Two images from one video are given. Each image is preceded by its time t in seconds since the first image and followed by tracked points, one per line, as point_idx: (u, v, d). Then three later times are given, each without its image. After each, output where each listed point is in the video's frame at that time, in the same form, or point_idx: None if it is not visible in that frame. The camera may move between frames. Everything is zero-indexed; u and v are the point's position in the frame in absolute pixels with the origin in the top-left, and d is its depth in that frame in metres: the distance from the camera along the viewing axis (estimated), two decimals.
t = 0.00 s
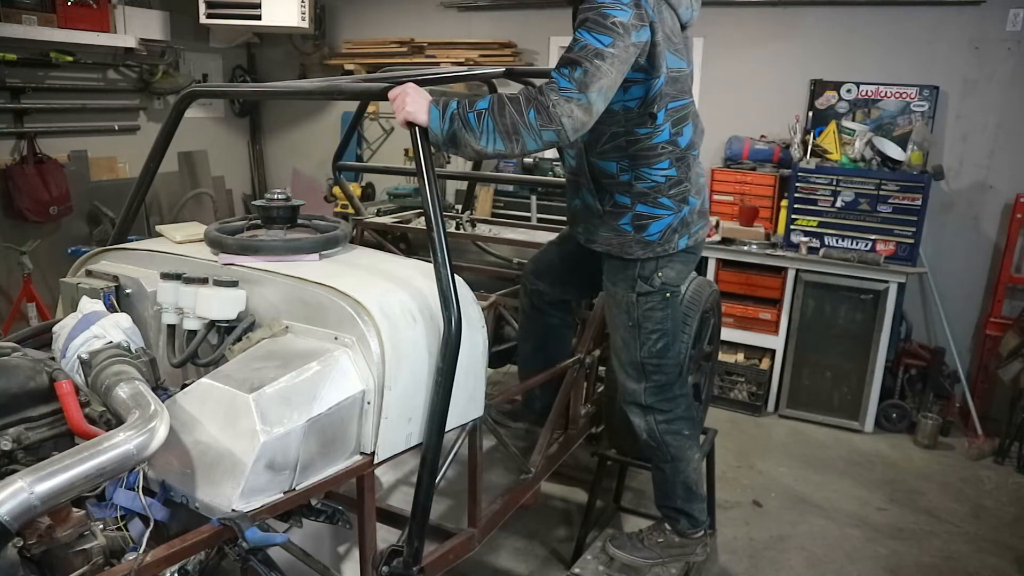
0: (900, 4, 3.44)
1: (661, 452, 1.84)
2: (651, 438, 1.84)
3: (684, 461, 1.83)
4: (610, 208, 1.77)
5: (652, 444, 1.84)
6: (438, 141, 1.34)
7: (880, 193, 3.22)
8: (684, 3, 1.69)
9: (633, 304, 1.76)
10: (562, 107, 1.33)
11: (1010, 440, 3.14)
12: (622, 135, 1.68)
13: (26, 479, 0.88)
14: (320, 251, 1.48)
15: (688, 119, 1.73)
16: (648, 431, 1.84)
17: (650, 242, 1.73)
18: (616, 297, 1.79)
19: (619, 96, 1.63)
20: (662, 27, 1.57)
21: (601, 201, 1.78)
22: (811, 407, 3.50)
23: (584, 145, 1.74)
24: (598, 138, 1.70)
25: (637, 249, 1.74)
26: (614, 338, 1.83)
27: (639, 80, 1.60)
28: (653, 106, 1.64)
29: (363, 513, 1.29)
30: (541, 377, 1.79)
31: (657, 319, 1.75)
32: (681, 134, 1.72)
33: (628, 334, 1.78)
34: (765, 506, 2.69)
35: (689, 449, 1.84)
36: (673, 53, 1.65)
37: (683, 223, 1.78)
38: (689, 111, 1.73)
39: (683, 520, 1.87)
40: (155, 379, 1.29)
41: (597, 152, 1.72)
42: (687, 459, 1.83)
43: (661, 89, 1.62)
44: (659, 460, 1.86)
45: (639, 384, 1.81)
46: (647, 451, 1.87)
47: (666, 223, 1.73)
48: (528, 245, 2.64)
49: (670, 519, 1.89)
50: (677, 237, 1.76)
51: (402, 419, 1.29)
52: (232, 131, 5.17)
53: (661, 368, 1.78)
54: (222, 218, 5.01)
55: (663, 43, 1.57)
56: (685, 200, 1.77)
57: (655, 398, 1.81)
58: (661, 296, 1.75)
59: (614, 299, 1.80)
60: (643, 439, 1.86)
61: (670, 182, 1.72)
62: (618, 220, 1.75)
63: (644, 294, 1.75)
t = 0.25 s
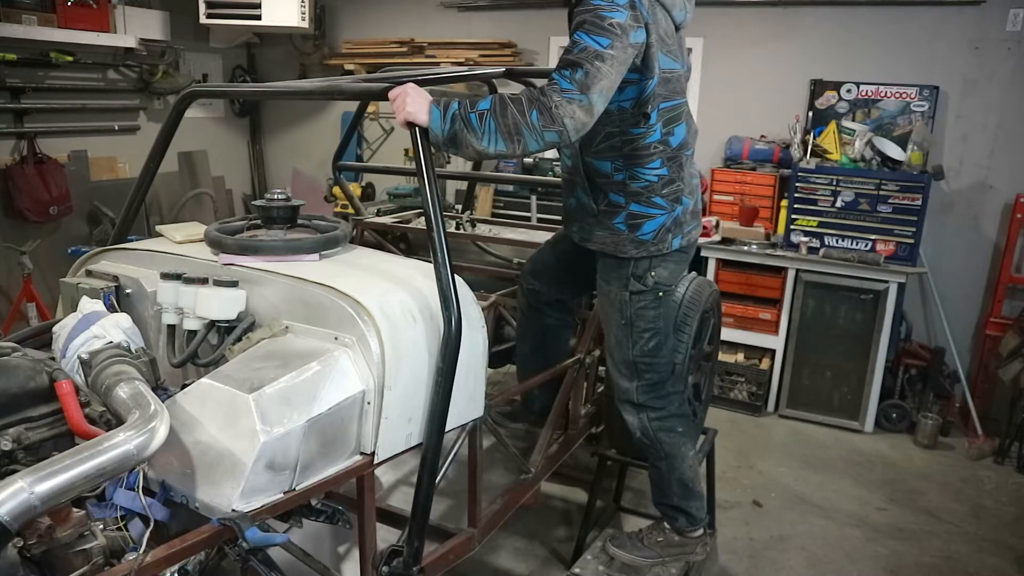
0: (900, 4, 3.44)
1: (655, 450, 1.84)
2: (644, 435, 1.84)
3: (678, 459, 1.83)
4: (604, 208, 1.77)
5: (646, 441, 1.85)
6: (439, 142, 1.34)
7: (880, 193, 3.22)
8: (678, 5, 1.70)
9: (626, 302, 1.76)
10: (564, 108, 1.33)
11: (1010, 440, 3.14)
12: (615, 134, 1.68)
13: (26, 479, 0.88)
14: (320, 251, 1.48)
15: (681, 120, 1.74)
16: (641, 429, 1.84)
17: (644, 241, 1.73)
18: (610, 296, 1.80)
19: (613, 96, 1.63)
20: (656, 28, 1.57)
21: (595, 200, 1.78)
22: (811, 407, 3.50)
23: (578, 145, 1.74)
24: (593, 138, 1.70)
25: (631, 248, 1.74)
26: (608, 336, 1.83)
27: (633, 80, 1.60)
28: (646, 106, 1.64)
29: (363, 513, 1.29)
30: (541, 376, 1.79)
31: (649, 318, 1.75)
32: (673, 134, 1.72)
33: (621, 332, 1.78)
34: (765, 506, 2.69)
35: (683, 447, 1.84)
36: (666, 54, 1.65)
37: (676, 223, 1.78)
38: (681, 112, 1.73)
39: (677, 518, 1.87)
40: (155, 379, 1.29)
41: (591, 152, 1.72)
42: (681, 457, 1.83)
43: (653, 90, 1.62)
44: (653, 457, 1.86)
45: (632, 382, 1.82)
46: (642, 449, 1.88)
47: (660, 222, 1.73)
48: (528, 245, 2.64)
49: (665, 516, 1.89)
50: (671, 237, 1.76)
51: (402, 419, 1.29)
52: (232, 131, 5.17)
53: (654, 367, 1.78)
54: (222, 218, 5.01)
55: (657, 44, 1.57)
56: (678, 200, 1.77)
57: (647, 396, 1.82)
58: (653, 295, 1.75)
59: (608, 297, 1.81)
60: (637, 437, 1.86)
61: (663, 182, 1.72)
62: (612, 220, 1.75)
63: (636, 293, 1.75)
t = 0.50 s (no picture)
0: (900, 4, 3.44)
1: (660, 452, 1.84)
2: (651, 438, 1.84)
3: (684, 462, 1.83)
4: (614, 208, 1.77)
5: (652, 444, 1.85)
6: (439, 142, 1.33)
7: (880, 193, 3.22)
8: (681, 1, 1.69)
9: (637, 303, 1.76)
10: (564, 106, 1.33)
11: (1010, 440, 3.14)
12: (622, 134, 1.68)
13: (26, 479, 0.88)
14: (320, 251, 1.48)
15: (690, 117, 1.73)
16: (648, 431, 1.85)
17: (655, 241, 1.73)
18: (620, 297, 1.80)
19: (618, 96, 1.63)
20: (659, 26, 1.56)
21: (605, 201, 1.78)
22: (811, 407, 3.50)
23: (586, 146, 1.74)
24: (600, 138, 1.71)
25: (642, 248, 1.74)
26: (617, 337, 1.83)
27: (637, 79, 1.60)
28: (653, 105, 1.63)
29: (363, 513, 1.29)
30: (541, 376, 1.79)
31: (660, 320, 1.75)
32: (683, 132, 1.72)
33: (631, 333, 1.78)
34: (765, 506, 2.69)
35: (689, 450, 1.84)
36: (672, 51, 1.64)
37: (687, 222, 1.78)
38: (689, 109, 1.72)
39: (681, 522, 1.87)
40: (155, 379, 1.29)
41: (599, 153, 1.73)
42: (686, 460, 1.84)
43: (659, 88, 1.62)
44: (658, 460, 1.86)
45: (641, 384, 1.81)
46: (646, 451, 1.88)
47: (670, 221, 1.73)
48: (528, 245, 2.64)
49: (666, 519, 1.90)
50: (682, 236, 1.76)
51: (402, 419, 1.29)
52: (232, 131, 5.17)
53: (663, 369, 1.78)
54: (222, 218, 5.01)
55: (660, 41, 1.56)
56: (688, 198, 1.76)
57: (655, 398, 1.82)
58: (665, 296, 1.75)
59: (618, 298, 1.81)
60: (643, 439, 1.87)
61: (671, 180, 1.72)
62: (622, 220, 1.76)
63: (648, 294, 1.75)
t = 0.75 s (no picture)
0: (900, 4, 3.44)
1: (660, 451, 1.85)
2: (652, 436, 1.85)
3: (684, 461, 1.83)
4: (619, 205, 1.77)
5: (653, 442, 1.85)
6: (438, 140, 1.33)
7: (880, 193, 3.22)
8: None
9: (641, 301, 1.76)
10: (564, 102, 1.33)
11: (1010, 440, 3.14)
12: (627, 131, 1.68)
13: (26, 479, 0.88)
14: (320, 251, 1.48)
15: (695, 113, 1.73)
16: (649, 430, 1.85)
17: (662, 237, 1.73)
18: (625, 294, 1.80)
19: (622, 92, 1.63)
20: (662, 21, 1.56)
21: (609, 198, 1.78)
22: (812, 407, 3.50)
23: (591, 143, 1.74)
24: (604, 136, 1.71)
25: (650, 244, 1.74)
26: (620, 335, 1.83)
27: (641, 75, 1.60)
28: (657, 101, 1.63)
29: (363, 513, 1.29)
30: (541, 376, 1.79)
31: (664, 318, 1.76)
32: (689, 127, 1.71)
33: (634, 331, 1.78)
34: (765, 506, 2.69)
35: (689, 449, 1.84)
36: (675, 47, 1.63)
37: (694, 217, 1.78)
38: (695, 105, 1.72)
39: (680, 521, 1.87)
40: (155, 379, 1.29)
41: (604, 150, 1.73)
42: (686, 460, 1.83)
43: (664, 83, 1.62)
44: (658, 458, 1.86)
45: (643, 382, 1.82)
46: (647, 450, 1.88)
47: (676, 217, 1.73)
48: (528, 245, 2.64)
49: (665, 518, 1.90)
50: (689, 232, 1.76)
51: (402, 419, 1.29)
52: (232, 131, 5.17)
53: (665, 367, 1.78)
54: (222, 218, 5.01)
55: (664, 37, 1.55)
56: (695, 194, 1.76)
57: (657, 396, 1.82)
58: (670, 294, 1.76)
59: (622, 295, 1.81)
60: (644, 437, 1.87)
61: (678, 176, 1.72)
62: (628, 217, 1.75)
63: (653, 292, 1.76)
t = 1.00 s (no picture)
0: (900, 4, 3.44)
1: (659, 451, 1.85)
2: (652, 436, 1.84)
3: (683, 462, 1.83)
4: (622, 205, 1.77)
5: (652, 442, 1.85)
6: (438, 139, 1.33)
7: (880, 193, 3.22)
8: None
9: (644, 301, 1.77)
10: (564, 101, 1.33)
11: (1010, 440, 3.14)
12: (630, 131, 1.68)
13: (26, 479, 0.88)
14: (320, 251, 1.48)
15: (698, 113, 1.73)
16: (648, 430, 1.84)
17: (665, 236, 1.73)
18: (627, 294, 1.80)
19: (624, 92, 1.63)
20: (665, 21, 1.56)
21: (612, 198, 1.78)
22: (811, 407, 3.50)
23: (594, 143, 1.74)
24: (607, 135, 1.71)
25: (653, 244, 1.74)
26: (621, 334, 1.83)
27: (644, 75, 1.60)
28: (661, 100, 1.64)
29: (363, 513, 1.29)
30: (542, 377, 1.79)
31: (666, 318, 1.76)
32: (692, 127, 1.72)
33: (635, 330, 1.78)
34: (765, 506, 2.69)
35: (689, 449, 1.84)
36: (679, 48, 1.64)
37: (696, 217, 1.78)
38: (698, 105, 1.72)
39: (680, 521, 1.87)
40: (155, 379, 1.29)
41: (607, 150, 1.73)
42: (685, 460, 1.83)
43: (668, 83, 1.63)
44: (657, 458, 1.86)
45: (644, 382, 1.82)
46: (646, 450, 1.88)
47: (679, 217, 1.73)
48: (528, 245, 2.64)
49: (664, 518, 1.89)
50: (691, 232, 1.76)
51: (403, 419, 1.29)
52: (232, 131, 5.17)
53: (666, 367, 1.78)
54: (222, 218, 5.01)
55: (667, 37, 1.56)
56: (697, 193, 1.76)
57: (658, 397, 1.82)
58: (673, 295, 1.76)
59: (624, 295, 1.81)
60: (643, 437, 1.86)
61: (681, 176, 1.72)
62: (631, 216, 1.75)
63: (656, 292, 1.76)
